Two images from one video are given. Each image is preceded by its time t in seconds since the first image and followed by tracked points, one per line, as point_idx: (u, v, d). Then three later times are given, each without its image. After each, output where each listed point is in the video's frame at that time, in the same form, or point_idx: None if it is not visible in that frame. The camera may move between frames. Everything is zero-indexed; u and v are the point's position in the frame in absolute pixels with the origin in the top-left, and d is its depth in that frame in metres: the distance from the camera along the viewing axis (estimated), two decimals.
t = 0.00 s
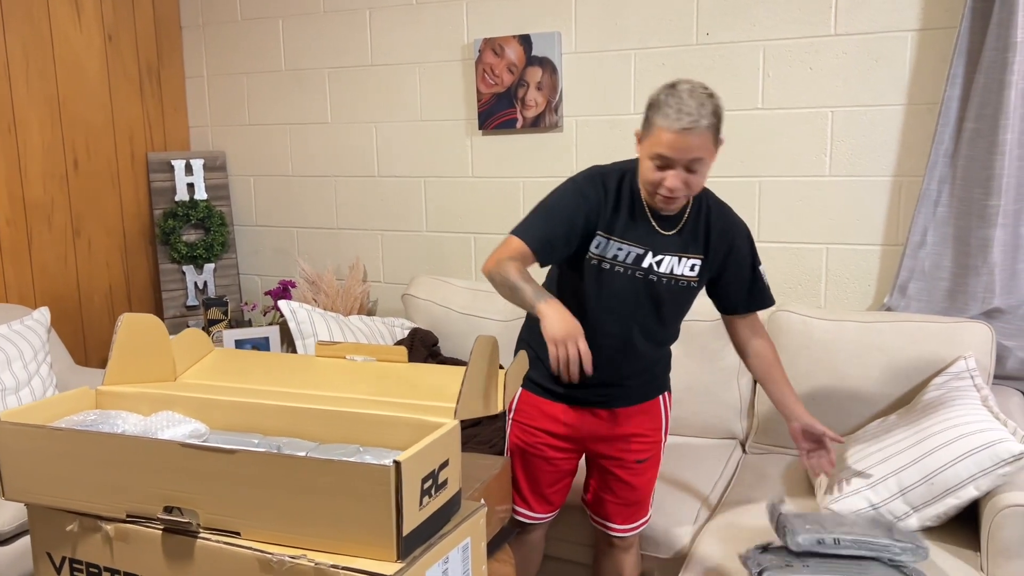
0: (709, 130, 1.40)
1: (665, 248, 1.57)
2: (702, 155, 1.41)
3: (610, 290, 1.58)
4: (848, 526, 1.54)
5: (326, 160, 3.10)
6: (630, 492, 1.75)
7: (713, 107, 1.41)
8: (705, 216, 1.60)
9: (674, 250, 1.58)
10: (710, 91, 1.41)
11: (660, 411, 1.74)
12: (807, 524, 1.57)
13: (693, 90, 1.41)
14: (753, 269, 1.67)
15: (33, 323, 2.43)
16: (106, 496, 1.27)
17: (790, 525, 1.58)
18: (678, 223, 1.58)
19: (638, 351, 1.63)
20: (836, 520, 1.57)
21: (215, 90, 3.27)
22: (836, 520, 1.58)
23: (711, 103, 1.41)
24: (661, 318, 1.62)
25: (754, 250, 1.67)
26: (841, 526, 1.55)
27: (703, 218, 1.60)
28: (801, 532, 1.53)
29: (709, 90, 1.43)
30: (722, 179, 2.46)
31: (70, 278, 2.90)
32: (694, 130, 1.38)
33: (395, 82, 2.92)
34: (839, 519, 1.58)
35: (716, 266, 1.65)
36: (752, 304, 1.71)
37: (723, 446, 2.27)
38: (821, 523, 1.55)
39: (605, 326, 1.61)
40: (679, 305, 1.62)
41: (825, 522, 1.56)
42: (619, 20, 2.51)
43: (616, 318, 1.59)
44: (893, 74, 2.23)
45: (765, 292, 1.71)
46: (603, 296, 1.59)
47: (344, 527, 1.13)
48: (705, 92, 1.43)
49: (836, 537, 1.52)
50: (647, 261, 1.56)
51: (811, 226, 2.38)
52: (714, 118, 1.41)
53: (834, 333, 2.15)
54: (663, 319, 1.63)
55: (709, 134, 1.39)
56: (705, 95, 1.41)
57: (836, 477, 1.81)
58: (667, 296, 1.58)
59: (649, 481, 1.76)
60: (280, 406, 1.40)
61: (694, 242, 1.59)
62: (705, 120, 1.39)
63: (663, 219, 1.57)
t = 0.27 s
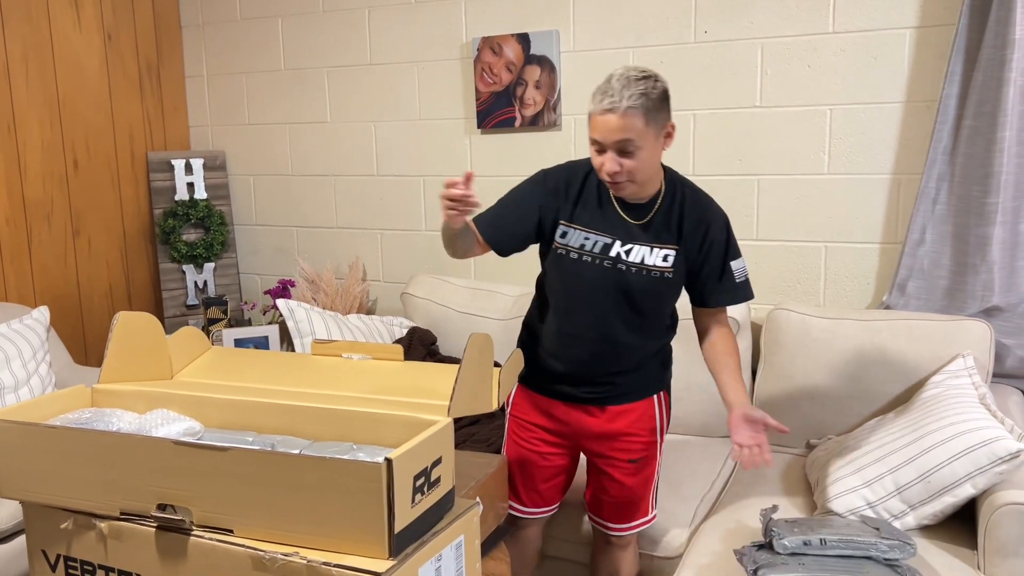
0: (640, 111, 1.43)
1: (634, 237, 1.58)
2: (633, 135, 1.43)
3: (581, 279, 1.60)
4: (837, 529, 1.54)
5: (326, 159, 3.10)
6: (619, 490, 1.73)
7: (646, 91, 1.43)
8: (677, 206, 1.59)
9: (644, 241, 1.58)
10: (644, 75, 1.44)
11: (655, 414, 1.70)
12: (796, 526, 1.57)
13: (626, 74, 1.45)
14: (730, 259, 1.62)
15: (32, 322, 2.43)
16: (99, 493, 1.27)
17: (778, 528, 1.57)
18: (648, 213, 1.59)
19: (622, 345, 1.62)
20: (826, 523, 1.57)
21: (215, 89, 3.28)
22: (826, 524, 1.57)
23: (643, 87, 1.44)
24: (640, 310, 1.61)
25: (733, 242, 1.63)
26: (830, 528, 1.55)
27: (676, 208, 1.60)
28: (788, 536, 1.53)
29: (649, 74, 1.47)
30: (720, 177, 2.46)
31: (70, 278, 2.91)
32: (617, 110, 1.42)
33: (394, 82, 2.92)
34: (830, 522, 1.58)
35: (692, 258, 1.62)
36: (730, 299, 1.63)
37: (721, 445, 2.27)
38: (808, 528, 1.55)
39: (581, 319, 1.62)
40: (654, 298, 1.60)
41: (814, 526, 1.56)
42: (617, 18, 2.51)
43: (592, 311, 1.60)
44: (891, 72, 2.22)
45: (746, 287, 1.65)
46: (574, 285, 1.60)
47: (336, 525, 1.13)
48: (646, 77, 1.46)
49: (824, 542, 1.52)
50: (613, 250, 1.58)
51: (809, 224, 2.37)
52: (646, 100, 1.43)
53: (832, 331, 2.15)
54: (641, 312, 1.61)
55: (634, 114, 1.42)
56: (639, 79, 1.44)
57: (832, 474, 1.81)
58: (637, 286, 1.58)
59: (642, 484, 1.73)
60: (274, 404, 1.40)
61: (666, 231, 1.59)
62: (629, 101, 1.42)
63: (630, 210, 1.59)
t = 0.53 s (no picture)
0: (585, 106, 1.47)
1: (599, 233, 1.60)
2: (581, 131, 1.48)
3: (554, 275, 1.67)
4: (842, 527, 1.54)
5: (330, 158, 3.10)
6: (610, 489, 1.74)
7: (592, 87, 1.48)
8: (640, 200, 1.58)
9: (607, 236, 1.59)
10: (591, 72, 1.49)
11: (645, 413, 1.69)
12: (801, 524, 1.56)
13: (573, 73, 1.50)
14: (694, 254, 1.52)
15: (38, 320, 2.44)
16: (105, 491, 1.28)
17: (783, 525, 1.57)
18: (614, 209, 1.60)
19: (595, 340, 1.66)
20: (831, 522, 1.56)
21: (220, 89, 3.29)
22: (831, 522, 1.57)
23: (589, 84, 1.49)
24: (611, 306, 1.62)
25: (705, 237, 1.53)
26: (835, 526, 1.54)
27: (642, 204, 1.58)
28: (792, 534, 1.53)
29: (599, 71, 1.52)
30: (725, 175, 2.45)
31: (75, 276, 2.92)
32: (562, 108, 1.48)
33: (398, 81, 2.92)
34: (835, 521, 1.58)
35: (658, 254, 1.56)
36: (694, 298, 1.52)
37: (726, 443, 2.27)
38: (813, 526, 1.55)
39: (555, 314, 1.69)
40: (620, 294, 1.60)
41: (819, 524, 1.55)
42: (621, 16, 2.51)
43: (563, 305, 1.67)
44: (897, 69, 2.21)
45: (720, 286, 1.52)
46: (547, 280, 1.68)
47: (340, 522, 1.13)
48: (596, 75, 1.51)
49: (829, 540, 1.51)
50: (578, 245, 1.62)
51: (814, 222, 2.37)
52: (592, 96, 1.48)
53: (837, 329, 2.14)
54: (613, 308, 1.63)
55: (579, 110, 1.47)
56: (586, 77, 1.49)
57: (838, 473, 1.81)
58: (601, 281, 1.60)
59: (632, 484, 1.72)
60: (279, 401, 1.41)
61: (629, 227, 1.57)
62: (573, 98, 1.48)
63: (598, 206, 1.61)
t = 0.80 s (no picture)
0: (533, 104, 1.57)
1: (565, 226, 1.67)
2: (530, 127, 1.57)
3: (530, 272, 1.74)
4: (852, 524, 1.54)
5: (340, 158, 3.12)
6: (605, 485, 1.76)
7: (537, 85, 1.57)
8: (600, 192, 1.63)
9: (572, 229, 1.65)
10: (537, 72, 1.59)
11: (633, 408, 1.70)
12: (811, 521, 1.57)
13: (520, 75, 1.60)
14: (651, 240, 1.57)
15: (51, 319, 2.46)
16: (121, 486, 1.29)
17: (794, 522, 1.58)
18: (578, 202, 1.66)
19: (572, 334, 1.71)
20: (842, 519, 1.57)
21: (229, 89, 3.30)
22: (842, 519, 1.57)
23: (534, 82, 1.58)
24: (582, 299, 1.68)
25: (662, 222, 1.57)
26: (846, 523, 1.55)
27: (602, 194, 1.63)
28: (803, 531, 1.54)
29: (546, 70, 1.61)
30: (733, 174, 2.46)
31: (86, 275, 2.93)
32: (511, 107, 1.58)
33: (407, 81, 2.93)
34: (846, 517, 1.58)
35: (620, 242, 1.61)
36: (654, 282, 1.56)
37: (735, 442, 2.27)
38: (824, 523, 1.55)
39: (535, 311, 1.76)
40: (589, 285, 1.65)
41: (829, 521, 1.56)
42: (630, 15, 2.51)
43: (542, 301, 1.73)
44: (906, 68, 2.21)
45: (679, 270, 1.57)
46: (526, 277, 1.75)
47: (355, 517, 1.14)
48: (542, 73, 1.60)
49: (839, 536, 1.52)
50: (547, 240, 1.69)
51: (824, 221, 2.37)
52: (538, 93, 1.57)
53: (847, 328, 2.15)
54: (585, 299, 1.68)
55: (527, 108, 1.56)
56: (531, 76, 1.59)
57: (848, 470, 1.81)
58: (569, 273, 1.65)
59: (625, 479, 1.74)
60: (293, 398, 1.42)
61: (592, 218, 1.63)
62: (520, 97, 1.57)
63: (565, 201, 1.68)
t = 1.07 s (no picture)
0: (456, 114, 1.61)
1: (517, 219, 1.71)
2: (458, 137, 1.62)
3: (494, 271, 1.77)
4: (867, 521, 1.54)
5: (353, 157, 3.14)
6: (581, 477, 1.78)
7: (457, 95, 1.61)
8: (545, 179, 1.67)
9: (524, 220, 1.69)
10: (457, 83, 1.62)
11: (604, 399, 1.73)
12: (826, 517, 1.57)
13: (443, 87, 1.64)
14: (600, 214, 1.60)
15: (69, 316, 2.49)
16: (141, 479, 1.30)
17: (808, 518, 1.58)
18: (525, 194, 1.70)
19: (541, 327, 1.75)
20: (856, 515, 1.57)
21: (244, 89, 3.33)
22: (856, 515, 1.57)
23: (455, 93, 1.61)
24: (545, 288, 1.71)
25: (605, 195, 1.61)
26: (861, 519, 1.55)
27: (545, 180, 1.68)
28: (818, 527, 1.54)
29: (466, 79, 1.64)
30: (747, 172, 2.46)
31: (102, 273, 2.96)
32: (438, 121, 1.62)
33: (420, 80, 2.95)
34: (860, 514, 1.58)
35: (573, 223, 1.65)
36: (608, 254, 1.59)
37: (748, 440, 2.28)
38: (838, 519, 1.55)
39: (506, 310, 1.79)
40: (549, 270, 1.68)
41: (844, 517, 1.56)
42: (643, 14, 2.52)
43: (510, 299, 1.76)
44: (920, 65, 2.21)
45: (629, 237, 1.60)
46: (491, 277, 1.78)
47: (373, 510, 1.15)
48: (461, 83, 1.63)
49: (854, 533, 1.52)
50: (503, 236, 1.72)
51: (837, 219, 2.37)
52: (458, 103, 1.61)
53: (861, 325, 2.14)
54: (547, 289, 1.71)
55: (451, 120, 1.61)
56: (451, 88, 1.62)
57: (863, 467, 1.81)
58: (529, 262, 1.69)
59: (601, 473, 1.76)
60: (310, 394, 1.43)
61: (539, 204, 1.67)
62: (443, 110, 1.61)
63: (513, 194, 1.72)
